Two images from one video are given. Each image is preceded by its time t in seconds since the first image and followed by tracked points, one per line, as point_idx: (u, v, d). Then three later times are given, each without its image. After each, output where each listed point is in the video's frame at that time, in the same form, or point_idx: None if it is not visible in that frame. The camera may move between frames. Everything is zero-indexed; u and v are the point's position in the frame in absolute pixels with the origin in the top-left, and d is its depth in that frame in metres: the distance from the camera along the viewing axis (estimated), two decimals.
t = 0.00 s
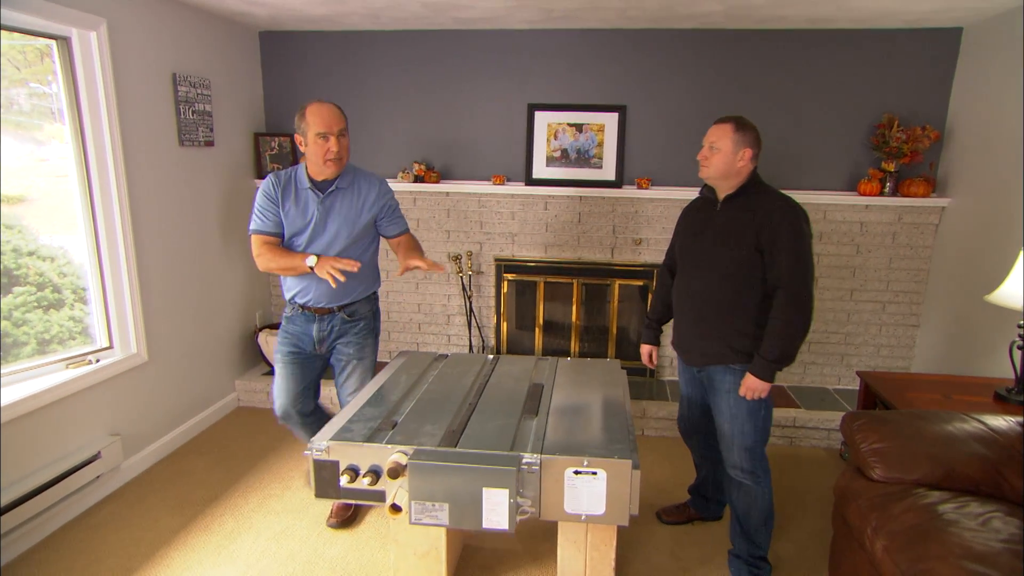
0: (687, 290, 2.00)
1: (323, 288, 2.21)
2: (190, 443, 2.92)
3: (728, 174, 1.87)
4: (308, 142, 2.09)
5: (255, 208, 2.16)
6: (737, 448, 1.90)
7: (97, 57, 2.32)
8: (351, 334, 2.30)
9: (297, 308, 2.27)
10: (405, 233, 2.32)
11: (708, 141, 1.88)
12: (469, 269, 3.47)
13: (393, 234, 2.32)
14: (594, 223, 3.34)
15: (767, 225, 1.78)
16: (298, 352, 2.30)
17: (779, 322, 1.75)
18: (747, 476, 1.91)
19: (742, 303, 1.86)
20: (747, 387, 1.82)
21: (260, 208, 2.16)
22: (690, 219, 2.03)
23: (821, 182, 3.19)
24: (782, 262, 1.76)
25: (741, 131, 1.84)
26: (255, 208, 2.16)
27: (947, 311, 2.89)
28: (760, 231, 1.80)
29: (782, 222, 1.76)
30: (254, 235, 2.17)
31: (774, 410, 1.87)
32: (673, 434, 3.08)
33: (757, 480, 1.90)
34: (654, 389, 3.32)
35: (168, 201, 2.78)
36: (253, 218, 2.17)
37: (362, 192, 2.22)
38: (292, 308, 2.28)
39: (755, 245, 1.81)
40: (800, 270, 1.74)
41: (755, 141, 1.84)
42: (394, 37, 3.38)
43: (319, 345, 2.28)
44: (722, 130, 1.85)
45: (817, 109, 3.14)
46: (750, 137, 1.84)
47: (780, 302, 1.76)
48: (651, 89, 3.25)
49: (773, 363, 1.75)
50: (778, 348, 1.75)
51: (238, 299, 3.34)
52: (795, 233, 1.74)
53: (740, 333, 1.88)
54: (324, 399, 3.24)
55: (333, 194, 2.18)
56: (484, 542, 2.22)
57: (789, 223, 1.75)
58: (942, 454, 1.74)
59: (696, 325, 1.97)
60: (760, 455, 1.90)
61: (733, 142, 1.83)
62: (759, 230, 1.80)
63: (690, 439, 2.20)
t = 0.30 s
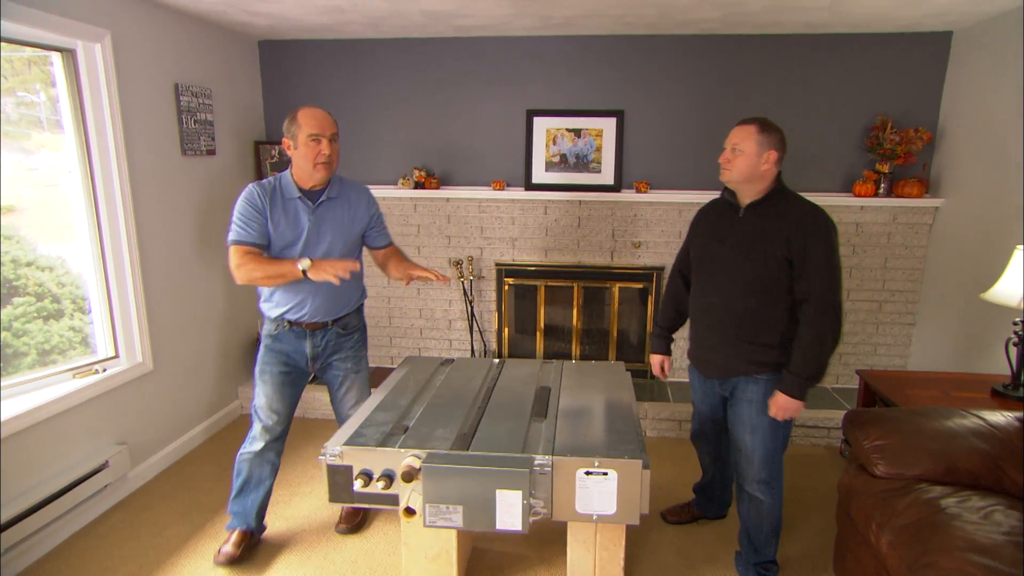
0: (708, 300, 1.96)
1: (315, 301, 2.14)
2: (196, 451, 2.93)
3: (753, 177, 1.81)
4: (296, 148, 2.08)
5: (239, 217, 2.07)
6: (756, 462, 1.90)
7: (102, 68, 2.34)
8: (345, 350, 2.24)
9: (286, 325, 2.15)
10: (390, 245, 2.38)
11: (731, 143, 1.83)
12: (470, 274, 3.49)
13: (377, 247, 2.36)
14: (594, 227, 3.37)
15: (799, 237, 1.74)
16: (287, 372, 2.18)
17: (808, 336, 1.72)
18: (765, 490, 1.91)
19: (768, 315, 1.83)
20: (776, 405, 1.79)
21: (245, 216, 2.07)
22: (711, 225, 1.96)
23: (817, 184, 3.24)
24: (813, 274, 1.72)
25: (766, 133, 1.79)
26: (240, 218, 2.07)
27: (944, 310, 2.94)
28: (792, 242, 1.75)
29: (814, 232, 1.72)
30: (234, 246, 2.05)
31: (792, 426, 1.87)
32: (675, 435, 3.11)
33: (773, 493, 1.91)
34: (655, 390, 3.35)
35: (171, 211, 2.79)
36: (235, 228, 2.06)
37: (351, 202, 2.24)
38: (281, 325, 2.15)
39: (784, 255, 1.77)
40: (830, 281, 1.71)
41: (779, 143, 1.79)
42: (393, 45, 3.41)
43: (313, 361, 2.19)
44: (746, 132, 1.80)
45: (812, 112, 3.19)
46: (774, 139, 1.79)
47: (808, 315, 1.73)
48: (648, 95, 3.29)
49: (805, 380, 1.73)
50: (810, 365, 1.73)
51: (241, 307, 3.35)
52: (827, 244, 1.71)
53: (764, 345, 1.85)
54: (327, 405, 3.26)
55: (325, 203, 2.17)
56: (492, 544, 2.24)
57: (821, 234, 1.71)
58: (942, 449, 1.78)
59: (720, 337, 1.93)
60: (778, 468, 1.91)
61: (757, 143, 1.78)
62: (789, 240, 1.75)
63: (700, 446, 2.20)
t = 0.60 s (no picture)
0: (739, 308, 1.92)
1: (291, 308, 1.99)
2: (204, 451, 2.95)
3: (783, 181, 1.79)
4: (267, 147, 1.90)
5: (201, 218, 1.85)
6: (784, 471, 1.89)
7: (115, 72, 2.38)
8: (326, 357, 2.13)
9: (258, 335, 1.99)
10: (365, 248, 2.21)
11: (761, 146, 1.82)
12: (475, 276, 3.53)
13: (344, 251, 2.18)
14: (597, 230, 3.41)
15: (837, 243, 1.70)
16: (263, 385, 2.04)
17: (849, 346, 1.69)
18: (790, 496, 1.91)
19: (804, 323, 1.79)
20: (818, 416, 1.75)
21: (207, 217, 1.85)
22: (741, 230, 1.91)
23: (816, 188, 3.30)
24: (855, 281, 1.68)
25: (796, 135, 1.78)
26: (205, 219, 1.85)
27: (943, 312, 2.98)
28: (829, 248, 1.71)
29: (856, 238, 1.67)
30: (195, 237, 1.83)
31: (815, 434, 1.88)
32: (678, 435, 3.15)
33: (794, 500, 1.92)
34: (658, 391, 3.40)
35: (181, 213, 2.81)
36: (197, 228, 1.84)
37: (325, 203, 2.06)
38: (252, 337, 1.99)
39: (823, 262, 1.73)
40: (872, 289, 1.66)
41: (810, 146, 1.77)
42: (399, 50, 3.45)
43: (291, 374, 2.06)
44: (775, 135, 1.79)
45: (812, 117, 3.25)
46: (806, 142, 1.78)
47: (847, 324, 1.69)
48: (651, 99, 3.34)
49: (848, 393, 1.68)
50: (853, 377, 1.69)
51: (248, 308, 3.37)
52: (869, 251, 1.66)
53: (803, 355, 1.81)
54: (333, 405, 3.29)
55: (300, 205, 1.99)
56: (502, 541, 2.28)
57: (862, 240, 1.67)
58: (944, 447, 1.82)
59: (753, 346, 1.89)
60: (804, 474, 1.92)
61: (787, 146, 1.77)
62: (828, 247, 1.71)
63: (705, 449, 2.20)
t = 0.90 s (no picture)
0: (755, 313, 1.89)
1: (290, 314, 1.94)
2: (213, 452, 2.99)
3: (800, 184, 1.77)
4: (258, 154, 1.84)
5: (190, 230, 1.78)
6: (801, 472, 1.89)
7: (128, 79, 2.44)
8: (323, 357, 2.07)
9: (256, 344, 1.92)
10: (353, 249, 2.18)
11: (776, 150, 1.80)
12: (478, 278, 3.57)
13: (333, 251, 2.13)
14: (599, 233, 3.47)
15: (860, 245, 1.70)
16: (262, 393, 1.97)
17: (874, 348, 1.71)
18: (803, 496, 1.92)
19: (826, 328, 1.79)
20: (847, 423, 1.77)
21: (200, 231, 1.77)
22: (756, 235, 1.88)
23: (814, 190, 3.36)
24: (879, 287, 1.69)
25: (812, 138, 1.76)
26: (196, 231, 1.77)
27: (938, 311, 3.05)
28: (851, 251, 1.71)
29: (879, 243, 1.68)
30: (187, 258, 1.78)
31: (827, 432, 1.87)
32: (680, 433, 3.20)
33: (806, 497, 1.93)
34: (659, 390, 3.45)
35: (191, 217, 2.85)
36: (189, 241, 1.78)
37: (314, 205, 2.00)
38: (249, 346, 1.92)
39: (845, 266, 1.73)
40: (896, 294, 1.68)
41: (827, 148, 1.76)
42: (403, 55, 3.50)
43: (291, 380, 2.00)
44: (791, 138, 1.77)
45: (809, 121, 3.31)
46: (822, 144, 1.76)
47: (870, 328, 1.72)
48: (652, 104, 3.40)
49: (875, 396, 1.72)
50: (880, 378, 1.71)
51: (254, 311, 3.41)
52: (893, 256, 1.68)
53: (824, 359, 1.80)
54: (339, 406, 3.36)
55: (290, 209, 1.93)
56: (511, 537, 2.32)
57: (885, 245, 1.68)
58: (943, 441, 1.88)
59: (770, 353, 1.86)
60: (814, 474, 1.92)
61: (803, 149, 1.75)
62: (849, 250, 1.71)
63: (722, 465, 2.08)
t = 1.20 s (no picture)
0: (754, 311, 1.83)
1: (307, 315, 1.90)
2: (217, 446, 3.02)
3: (800, 184, 1.72)
4: (276, 154, 1.81)
5: (208, 229, 1.74)
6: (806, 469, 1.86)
7: (136, 78, 2.48)
8: (338, 363, 2.04)
9: (272, 347, 1.88)
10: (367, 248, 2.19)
11: (774, 150, 1.75)
12: (479, 276, 3.62)
13: (349, 252, 2.16)
14: (599, 231, 3.52)
15: (864, 244, 1.66)
16: (278, 395, 1.92)
17: (875, 349, 1.68)
18: (802, 489, 1.91)
19: (826, 326, 1.74)
20: (841, 418, 1.75)
21: (218, 230, 1.74)
22: (758, 231, 1.81)
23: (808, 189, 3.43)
24: (879, 286, 1.67)
25: (811, 138, 1.72)
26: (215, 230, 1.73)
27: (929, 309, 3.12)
28: (856, 250, 1.67)
29: (880, 242, 1.66)
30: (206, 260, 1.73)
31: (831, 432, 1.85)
32: (678, 428, 3.26)
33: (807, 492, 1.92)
34: (657, 386, 3.50)
35: (196, 214, 2.88)
36: (206, 242, 1.73)
37: (328, 205, 1.98)
38: (265, 348, 1.88)
39: (847, 264, 1.68)
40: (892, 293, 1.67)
41: (827, 147, 1.71)
42: (405, 55, 3.54)
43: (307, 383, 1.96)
44: (790, 137, 1.72)
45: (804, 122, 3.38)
46: (821, 144, 1.72)
47: (868, 327, 1.70)
48: (650, 104, 3.45)
49: (871, 394, 1.70)
50: (880, 378, 1.69)
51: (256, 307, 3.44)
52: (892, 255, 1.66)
53: (826, 359, 1.75)
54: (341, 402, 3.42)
55: (306, 208, 1.90)
56: (513, 529, 2.36)
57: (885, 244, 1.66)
58: (934, 433, 1.94)
59: (770, 352, 1.79)
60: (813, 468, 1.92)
61: (803, 149, 1.71)
62: (854, 248, 1.67)
63: (744, 484, 1.90)
